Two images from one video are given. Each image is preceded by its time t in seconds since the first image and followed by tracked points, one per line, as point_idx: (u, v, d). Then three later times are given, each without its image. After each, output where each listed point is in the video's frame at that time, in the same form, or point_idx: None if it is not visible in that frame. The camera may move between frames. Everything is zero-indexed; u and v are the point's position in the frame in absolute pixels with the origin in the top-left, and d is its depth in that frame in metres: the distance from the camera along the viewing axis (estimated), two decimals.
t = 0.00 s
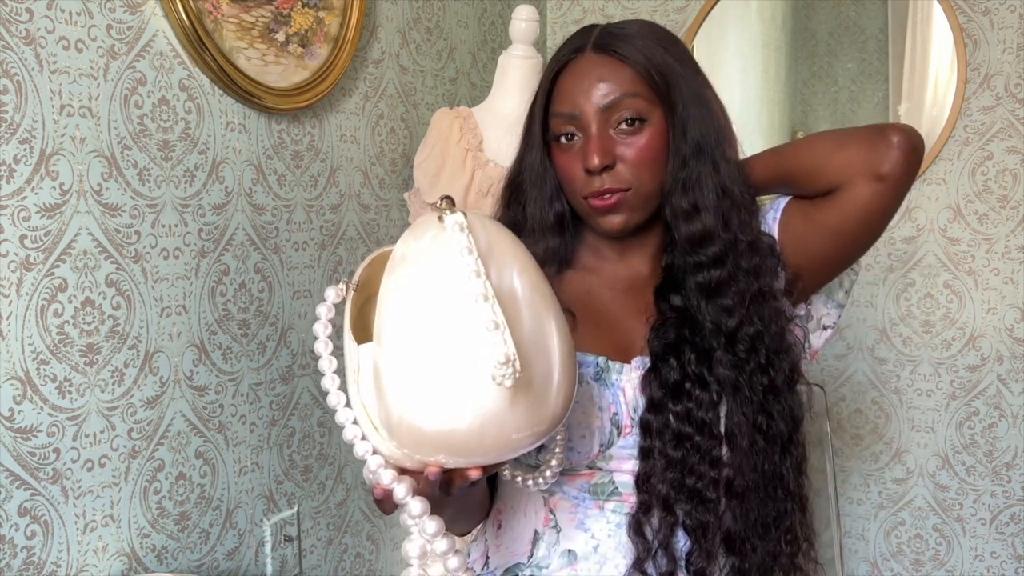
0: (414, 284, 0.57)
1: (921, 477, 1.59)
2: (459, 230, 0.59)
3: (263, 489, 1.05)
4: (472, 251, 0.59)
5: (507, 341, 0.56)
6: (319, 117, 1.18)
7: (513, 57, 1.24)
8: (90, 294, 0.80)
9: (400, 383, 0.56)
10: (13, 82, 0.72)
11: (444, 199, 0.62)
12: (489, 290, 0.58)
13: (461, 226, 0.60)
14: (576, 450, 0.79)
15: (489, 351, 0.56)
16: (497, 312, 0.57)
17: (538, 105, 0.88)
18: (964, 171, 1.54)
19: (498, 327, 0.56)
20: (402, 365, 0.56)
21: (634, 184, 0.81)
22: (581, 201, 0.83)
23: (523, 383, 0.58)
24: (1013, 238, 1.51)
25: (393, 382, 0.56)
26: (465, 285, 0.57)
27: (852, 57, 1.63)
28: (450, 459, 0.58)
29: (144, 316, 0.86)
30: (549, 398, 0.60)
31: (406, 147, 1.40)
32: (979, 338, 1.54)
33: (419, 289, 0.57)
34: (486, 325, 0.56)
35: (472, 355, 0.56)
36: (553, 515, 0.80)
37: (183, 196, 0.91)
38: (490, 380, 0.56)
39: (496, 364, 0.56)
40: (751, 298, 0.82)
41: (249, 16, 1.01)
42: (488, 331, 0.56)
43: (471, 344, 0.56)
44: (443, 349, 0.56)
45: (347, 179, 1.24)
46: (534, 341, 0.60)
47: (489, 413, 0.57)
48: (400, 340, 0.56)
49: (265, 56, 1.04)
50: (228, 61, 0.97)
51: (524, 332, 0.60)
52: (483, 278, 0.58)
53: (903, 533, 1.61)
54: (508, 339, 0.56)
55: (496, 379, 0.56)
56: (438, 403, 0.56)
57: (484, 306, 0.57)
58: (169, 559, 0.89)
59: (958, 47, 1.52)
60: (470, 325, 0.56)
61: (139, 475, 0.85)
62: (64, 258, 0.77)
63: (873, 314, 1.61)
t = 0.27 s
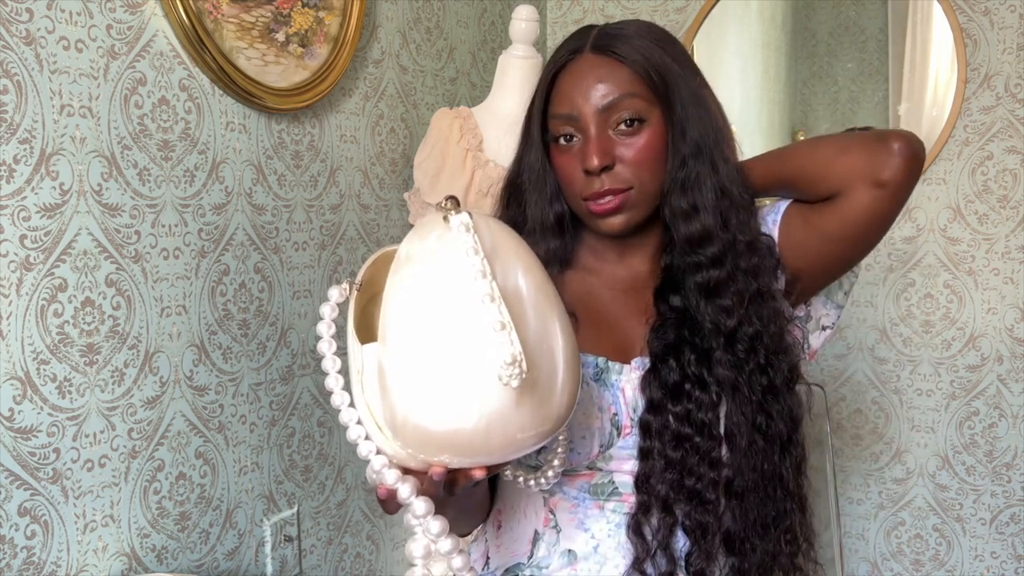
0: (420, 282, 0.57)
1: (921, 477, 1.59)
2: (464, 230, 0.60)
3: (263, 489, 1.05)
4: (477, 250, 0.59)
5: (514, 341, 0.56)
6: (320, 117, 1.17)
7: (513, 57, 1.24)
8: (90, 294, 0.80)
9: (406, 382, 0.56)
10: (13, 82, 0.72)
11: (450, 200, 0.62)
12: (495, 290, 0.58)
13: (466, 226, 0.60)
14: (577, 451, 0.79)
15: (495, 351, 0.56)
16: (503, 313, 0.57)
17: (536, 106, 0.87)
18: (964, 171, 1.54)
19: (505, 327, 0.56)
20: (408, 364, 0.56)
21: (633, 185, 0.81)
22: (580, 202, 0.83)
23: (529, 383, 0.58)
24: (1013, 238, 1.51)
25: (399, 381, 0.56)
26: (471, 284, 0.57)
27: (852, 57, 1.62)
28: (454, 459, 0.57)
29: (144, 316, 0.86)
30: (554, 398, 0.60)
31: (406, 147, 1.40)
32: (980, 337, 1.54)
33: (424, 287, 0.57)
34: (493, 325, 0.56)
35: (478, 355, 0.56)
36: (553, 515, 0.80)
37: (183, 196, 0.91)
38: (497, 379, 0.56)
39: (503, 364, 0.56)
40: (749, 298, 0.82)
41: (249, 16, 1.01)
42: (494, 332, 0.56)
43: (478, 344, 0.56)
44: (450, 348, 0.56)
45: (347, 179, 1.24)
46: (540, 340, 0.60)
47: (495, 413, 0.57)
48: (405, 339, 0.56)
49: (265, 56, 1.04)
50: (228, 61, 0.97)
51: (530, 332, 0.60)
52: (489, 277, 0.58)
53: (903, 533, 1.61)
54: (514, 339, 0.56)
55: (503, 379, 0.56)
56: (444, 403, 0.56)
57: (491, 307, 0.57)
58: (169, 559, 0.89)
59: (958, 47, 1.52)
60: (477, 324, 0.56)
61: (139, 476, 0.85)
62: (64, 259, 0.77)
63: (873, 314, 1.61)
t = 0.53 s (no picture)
0: (416, 284, 0.57)
1: (921, 478, 1.59)
2: (463, 232, 0.60)
3: (263, 489, 1.05)
4: (475, 252, 0.59)
5: (510, 344, 0.56)
6: (320, 117, 1.17)
7: (514, 57, 1.25)
8: (90, 294, 0.80)
9: (402, 385, 0.56)
10: (13, 82, 0.72)
11: (449, 200, 0.62)
12: (491, 292, 0.58)
13: (465, 227, 0.60)
14: (576, 450, 0.79)
15: (491, 354, 0.56)
16: (500, 315, 0.57)
17: (533, 110, 0.87)
18: (964, 171, 1.54)
19: (501, 329, 0.56)
20: (404, 366, 0.56)
21: (629, 187, 0.80)
22: (577, 204, 0.82)
23: (525, 385, 0.58)
24: (1013, 238, 1.51)
25: (395, 383, 0.56)
26: (466, 287, 0.57)
27: (852, 57, 1.62)
28: (451, 460, 0.57)
29: (144, 316, 0.86)
30: (551, 400, 0.60)
31: (406, 147, 1.40)
32: (979, 337, 1.54)
33: (420, 289, 0.57)
34: (490, 328, 0.56)
35: (473, 358, 0.56)
36: (553, 515, 0.80)
37: (183, 196, 0.91)
38: (492, 382, 0.56)
39: (499, 366, 0.56)
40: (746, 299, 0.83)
41: (249, 16, 1.01)
42: (491, 334, 0.56)
43: (473, 347, 0.56)
44: (445, 351, 0.56)
45: (347, 179, 1.24)
46: (538, 341, 0.61)
47: (491, 416, 0.57)
48: (401, 341, 0.56)
49: (265, 56, 1.04)
50: (228, 61, 0.97)
51: (528, 334, 0.60)
52: (486, 279, 0.58)
53: (902, 533, 1.61)
54: (511, 342, 0.56)
55: (499, 382, 0.56)
56: (439, 405, 0.56)
57: (487, 310, 0.57)
58: (169, 559, 0.89)
59: (958, 47, 1.52)
60: (472, 327, 0.56)
61: (139, 476, 0.85)
62: (63, 259, 0.77)
63: (873, 314, 1.61)
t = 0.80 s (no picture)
0: (416, 283, 0.57)
1: (921, 477, 1.59)
2: (464, 231, 0.60)
3: (263, 489, 1.05)
4: (477, 251, 0.59)
5: (511, 343, 0.56)
6: (320, 117, 1.17)
7: (514, 57, 1.25)
8: (90, 294, 0.80)
9: (402, 383, 0.56)
10: (13, 82, 0.72)
11: (450, 199, 0.62)
12: (492, 292, 0.58)
13: (467, 226, 0.60)
14: (576, 451, 0.79)
15: (492, 353, 0.56)
16: (501, 314, 0.57)
17: (532, 109, 0.87)
18: (964, 171, 1.54)
19: (502, 329, 0.56)
20: (404, 365, 0.56)
21: (627, 185, 0.80)
22: (575, 202, 0.82)
23: (526, 385, 0.58)
24: (1013, 238, 1.51)
25: (395, 382, 0.56)
26: (467, 286, 0.57)
27: (852, 57, 1.62)
28: (452, 460, 0.57)
29: (144, 316, 0.86)
30: (551, 400, 0.60)
31: (406, 147, 1.40)
32: (979, 337, 1.54)
33: (421, 288, 0.57)
34: (491, 327, 0.56)
35: (474, 357, 0.56)
36: (553, 516, 0.79)
37: (183, 196, 0.91)
38: (493, 381, 0.56)
39: (500, 365, 0.56)
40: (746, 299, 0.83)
41: (249, 16, 1.01)
42: (492, 334, 0.56)
43: (474, 346, 0.56)
44: (446, 350, 0.56)
45: (347, 179, 1.24)
46: (539, 340, 0.61)
47: (491, 416, 0.57)
48: (401, 340, 0.56)
49: (265, 56, 1.04)
50: (229, 61, 0.97)
51: (528, 334, 0.60)
52: (487, 279, 0.58)
53: (902, 533, 1.61)
54: (512, 342, 0.56)
55: (499, 381, 0.56)
56: (440, 404, 0.55)
57: (488, 309, 0.57)
58: (169, 559, 0.89)
59: (958, 47, 1.52)
60: (473, 326, 0.56)
61: (139, 476, 0.85)
62: (63, 259, 0.77)
63: (873, 314, 1.61)
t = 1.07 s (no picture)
0: (417, 282, 0.57)
1: (921, 478, 1.59)
2: (466, 230, 0.60)
3: (263, 489, 1.05)
4: (479, 250, 0.59)
5: (513, 342, 0.56)
6: (319, 117, 1.17)
7: (514, 57, 1.25)
8: (90, 294, 0.80)
9: (403, 381, 0.56)
10: (13, 82, 0.72)
11: (452, 198, 0.62)
12: (494, 290, 0.58)
13: (468, 225, 0.60)
14: (577, 452, 0.79)
15: (493, 351, 0.56)
16: (503, 313, 0.57)
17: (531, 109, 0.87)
18: (964, 171, 1.54)
19: (503, 327, 0.56)
20: (405, 363, 0.56)
21: (625, 185, 0.80)
22: (573, 202, 0.82)
23: (528, 384, 0.58)
24: (1013, 238, 1.51)
25: (395, 380, 0.56)
26: (470, 284, 0.57)
27: (852, 57, 1.62)
28: (452, 459, 0.57)
29: (144, 316, 0.86)
30: (552, 399, 0.60)
31: (406, 147, 1.40)
32: (979, 337, 1.54)
33: (421, 287, 0.57)
34: (492, 326, 0.56)
35: (476, 355, 0.56)
36: (553, 516, 0.79)
37: (183, 196, 0.91)
38: (495, 380, 0.56)
39: (502, 364, 0.56)
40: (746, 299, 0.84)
41: (249, 16, 1.01)
42: (493, 332, 0.56)
43: (476, 344, 0.56)
44: (447, 348, 0.56)
45: (347, 179, 1.24)
46: (540, 339, 0.61)
47: (492, 414, 0.57)
48: (402, 338, 0.56)
49: (265, 56, 1.04)
50: (229, 61, 0.97)
51: (529, 333, 0.60)
52: (489, 277, 0.58)
53: (902, 533, 1.61)
54: (514, 340, 0.56)
55: (501, 380, 0.56)
56: (441, 403, 0.56)
57: (489, 308, 0.57)
58: (169, 559, 0.89)
59: (958, 47, 1.52)
60: (475, 324, 0.56)
61: (139, 476, 0.85)
62: (63, 259, 0.77)
63: (873, 314, 1.61)
